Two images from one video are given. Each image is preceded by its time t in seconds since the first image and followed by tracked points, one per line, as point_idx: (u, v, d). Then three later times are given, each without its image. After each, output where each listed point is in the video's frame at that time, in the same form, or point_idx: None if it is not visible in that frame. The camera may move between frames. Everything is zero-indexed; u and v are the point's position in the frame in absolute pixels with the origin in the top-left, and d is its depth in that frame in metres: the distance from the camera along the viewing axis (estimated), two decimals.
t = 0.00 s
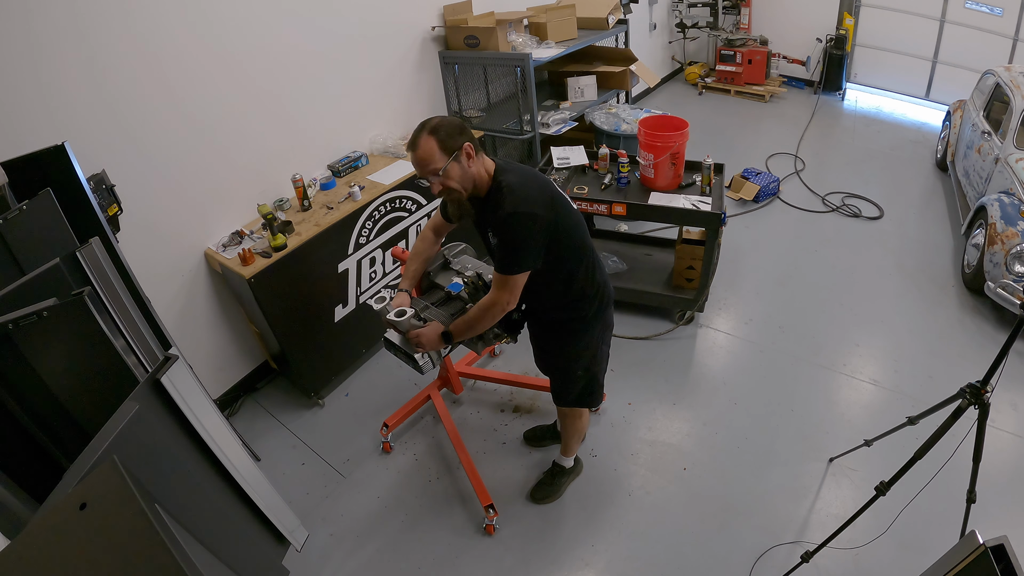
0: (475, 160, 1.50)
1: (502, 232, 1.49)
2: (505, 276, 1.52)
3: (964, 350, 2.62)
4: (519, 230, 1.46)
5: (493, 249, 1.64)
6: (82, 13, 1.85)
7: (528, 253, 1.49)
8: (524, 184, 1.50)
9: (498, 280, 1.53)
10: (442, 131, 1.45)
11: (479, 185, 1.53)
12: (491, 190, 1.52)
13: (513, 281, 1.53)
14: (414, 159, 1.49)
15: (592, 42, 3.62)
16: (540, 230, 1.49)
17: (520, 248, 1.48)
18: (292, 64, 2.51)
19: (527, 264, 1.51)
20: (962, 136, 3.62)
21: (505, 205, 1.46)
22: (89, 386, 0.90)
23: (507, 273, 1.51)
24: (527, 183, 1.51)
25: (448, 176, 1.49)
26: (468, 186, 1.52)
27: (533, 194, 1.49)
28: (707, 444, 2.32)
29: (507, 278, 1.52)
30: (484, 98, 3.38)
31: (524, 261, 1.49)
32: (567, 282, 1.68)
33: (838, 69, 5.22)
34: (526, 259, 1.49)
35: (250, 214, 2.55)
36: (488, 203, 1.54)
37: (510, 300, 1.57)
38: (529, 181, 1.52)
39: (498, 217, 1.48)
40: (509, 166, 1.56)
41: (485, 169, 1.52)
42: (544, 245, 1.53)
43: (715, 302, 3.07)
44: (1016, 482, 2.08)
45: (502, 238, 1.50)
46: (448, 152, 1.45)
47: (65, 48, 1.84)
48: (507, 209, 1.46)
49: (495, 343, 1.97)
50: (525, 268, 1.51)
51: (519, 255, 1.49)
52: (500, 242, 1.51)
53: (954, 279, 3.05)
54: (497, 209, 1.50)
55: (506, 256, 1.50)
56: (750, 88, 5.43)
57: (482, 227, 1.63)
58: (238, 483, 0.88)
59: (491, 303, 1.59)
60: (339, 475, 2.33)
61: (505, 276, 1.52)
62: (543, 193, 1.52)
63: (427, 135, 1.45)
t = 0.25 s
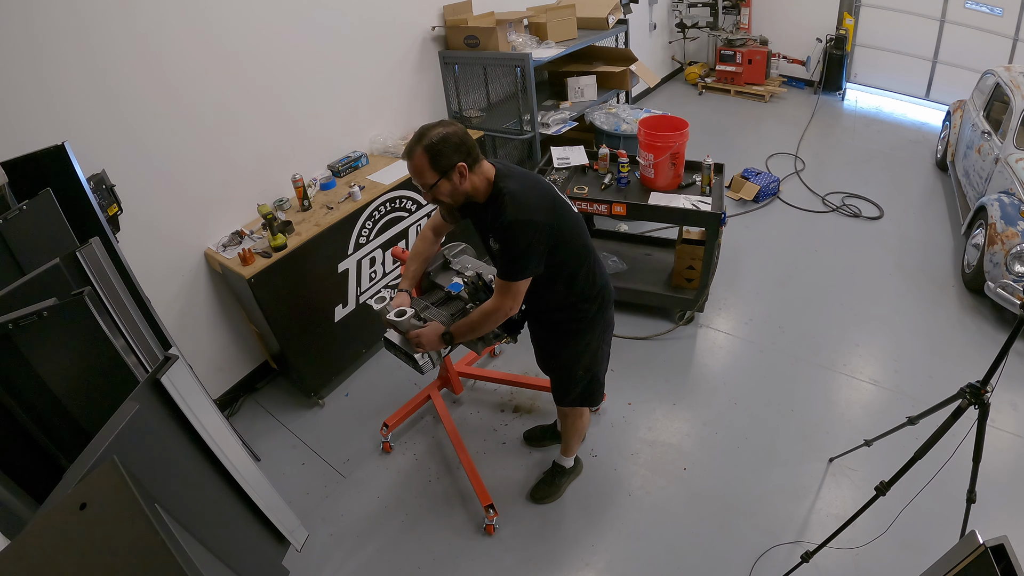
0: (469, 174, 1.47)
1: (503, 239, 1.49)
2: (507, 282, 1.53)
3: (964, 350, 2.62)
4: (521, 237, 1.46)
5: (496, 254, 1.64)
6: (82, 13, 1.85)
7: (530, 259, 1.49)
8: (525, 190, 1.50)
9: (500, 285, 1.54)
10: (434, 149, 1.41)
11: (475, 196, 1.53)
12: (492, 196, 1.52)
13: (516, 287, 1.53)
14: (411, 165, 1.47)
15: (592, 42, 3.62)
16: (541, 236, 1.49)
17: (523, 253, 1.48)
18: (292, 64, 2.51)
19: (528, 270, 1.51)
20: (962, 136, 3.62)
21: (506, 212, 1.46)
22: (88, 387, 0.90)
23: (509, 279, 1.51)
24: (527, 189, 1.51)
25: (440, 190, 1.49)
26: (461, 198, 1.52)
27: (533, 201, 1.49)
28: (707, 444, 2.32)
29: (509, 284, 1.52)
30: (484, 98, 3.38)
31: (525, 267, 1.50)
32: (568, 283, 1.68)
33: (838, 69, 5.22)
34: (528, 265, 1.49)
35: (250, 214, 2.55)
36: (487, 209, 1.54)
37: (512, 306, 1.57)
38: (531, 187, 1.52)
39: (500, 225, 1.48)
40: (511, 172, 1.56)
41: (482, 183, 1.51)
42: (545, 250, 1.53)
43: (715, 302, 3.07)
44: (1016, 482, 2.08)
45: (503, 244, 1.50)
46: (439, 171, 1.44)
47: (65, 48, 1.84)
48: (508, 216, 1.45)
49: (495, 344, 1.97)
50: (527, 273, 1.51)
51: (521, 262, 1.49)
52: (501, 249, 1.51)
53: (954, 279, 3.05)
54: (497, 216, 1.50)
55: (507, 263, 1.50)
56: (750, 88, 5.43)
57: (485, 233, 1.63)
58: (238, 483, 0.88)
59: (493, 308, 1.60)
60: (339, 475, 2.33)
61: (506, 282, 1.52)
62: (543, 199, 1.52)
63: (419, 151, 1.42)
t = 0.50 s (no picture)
0: (472, 176, 1.47)
1: (503, 241, 1.49)
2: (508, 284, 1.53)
3: (964, 351, 2.62)
4: (521, 240, 1.47)
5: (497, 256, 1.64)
6: (82, 14, 1.85)
7: (530, 262, 1.49)
8: (525, 193, 1.50)
9: (501, 287, 1.54)
10: (439, 147, 1.41)
11: (477, 198, 1.53)
12: (493, 198, 1.52)
13: (516, 290, 1.53)
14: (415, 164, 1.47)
15: (592, 42, 3.62)
16: (542, 238, 1.49)
17: (523, 256, 1.48)
18: (292, 64, 2.51)
19: (529, 273, 1.51)
20: (963, 136, 3.62)
21: (506, 215, 1.46)
22: (88, 387, 0.90)
23: (510, 281, 1.51)
24: (528, 191, 1.51)
25: (444, 189, 1.48)
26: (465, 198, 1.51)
27: (534, 204, 1.49)
28: (707, 444, 2.32)
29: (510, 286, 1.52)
30: (484, 98, 3.37)
31: (526, 270, 1.50)
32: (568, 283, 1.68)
33: (838, 69, 5.22)
34: (529, 267, 1.49)
35: (250, 214, 2.55)
36: (488, 211, 1.54)
37: (512, 307, 1.57)
38: (532, 190, 1.52)
39: (501, 227, 1.48)
40: (513, 174, 1.56)
41: (485, 185, 1.51)
42: (546, 253, 1.53)
43: (715, 302, 3.07)
44: (1016, 482, 2.08)
45: (504, 247, 1.50)
46: (442, 171, 1.43)
47: (65, 48, 1.84)
48: (508, 218, 1.46)
49: (495, 344, 1.97)
50: (528, 275, 1.51)
51: (521, 264, 1.49)
52: (502, 251, 1.51)
53: (954, 279, 3.05)
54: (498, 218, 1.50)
55: (508, 265, 1.50)
56: (750, 88, 5.43)
57: (486, 235, 1.63)
58: (238, 483, 0.88)
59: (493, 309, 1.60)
60: (339, 475, 2.33)
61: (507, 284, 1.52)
62: (545, 201, 1.52)
63: (424, 149, 1.42)
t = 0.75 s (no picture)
0: (478, 176, 1.47)
1: (506, 243, 1.50)
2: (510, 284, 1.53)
3: (964, 351, 2.62)
4: (524, 242, 1.47)
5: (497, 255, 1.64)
6: (82, 14, 1.85)
7: (533, 263, 1.49)
8: (529, 194, 1.50)
9: (503, 288, 1.54)
10: (444, 146, 1.40)
11: (480, 198, 1.52)
12: (496, 198, 1.52)
13: (518, 290, 1.54)
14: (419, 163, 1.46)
15: (592, 42, 3.62)
16: (544, 240, 1.49)
17: (523, 256, 1.48)
18: (292, 64, 2.51)
19: (531, 274, 1.52)
20: (963, 136, 3.62)
21: (509, 216, 1.46)
22: (88, 387, 0.90)
23: (512, 283, 1.52)
24: (531, 193, 1.51)
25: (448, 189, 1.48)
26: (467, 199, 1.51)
27: (538, 205, 1.49)
28: (708, 444, 2.32)
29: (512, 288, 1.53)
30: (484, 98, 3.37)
31: (528, 271, 1.50)
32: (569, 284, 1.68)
33: (839, 69, 5.22)
34: (531, 269, 1.50)
35: (250, 214, 2.55)
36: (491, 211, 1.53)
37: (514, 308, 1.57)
38: (535, 191, 1.52)
39: (503, 227, 1.48)
40: (514, 173, 1.55)
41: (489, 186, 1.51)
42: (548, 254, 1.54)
43: (715, 302, 3.07)
44: (1016, 482, 2.08)
45: (506, 248, 1.50)
46: (448, 170, 1.43)
47: (65, 48, 1.84)
48: (511, 221, 1.46)
49: (495, 344, 1.97)
50: (530, 277, 1.52)
51: (524, 265, 1.49)
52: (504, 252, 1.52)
53: (954, 279, 3.05)
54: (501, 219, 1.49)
55: (510, 267, 1.51)
56: (750, 88, 5.43)
57: (487, 234, 1.63)
58: (237, 483, 0.88)
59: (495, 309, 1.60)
60: (339, 475, 2.33)
61: (509, 285, 1.53)
62: (544, 200, 1.52)
63: (431, 148, 1.41)
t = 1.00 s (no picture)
0: (526, 152, 1.49)
1: (554, 225, 1.52)
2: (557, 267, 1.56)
3: (964, 351, 2.62)
4: (574, 226, 1.50)
5: (536, 239, 1.66)
6: (82, 14, 1.85)
7: (579, 248, 1.52)
8: (578, 177, 1.52)
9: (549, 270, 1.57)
10: (497, 119, 1.42)
11: (525, 173, 1.55)
12: (543, 179, 1.53)
13: (565, 274, 1.57)
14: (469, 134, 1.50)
15: (592, 42, 3.62)
16: (591, 225, 1.52)
17: (572, 244, 1.51)
18: (292, 64, 2.51)
19: (577, 258, 1.55)
20: (963, 136, 3.62)
21: (561, 200, 1.49)
22: (88, 388, 0.90)
23: (560, 267, 1.55)
24: (579, 177, 1.53)
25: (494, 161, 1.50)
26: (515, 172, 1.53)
27: (587, 190, 1.52)
28: (708, 444, 2.32)
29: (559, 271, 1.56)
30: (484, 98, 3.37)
31: (575, 255, 1.53)
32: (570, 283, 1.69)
33: (838, 69, 5.22)
34: (577, 253, 1.53)
35: (250, 214, 2.55)
36: (536, 192, 1.56)
37: (558, 291, 1.61)
38: (582, 174, 1.54)
39: (551, 210, 1.51)
40: (560, 154, 1.57)
41: (536, 161, 1.53)
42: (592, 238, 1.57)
43: (715, 302, 3.07)
44: (1017, 482, 2.08)
45: (552, 231, 1.53)
46: (498, 144, 1.45)
47: (65, 49, 1.84)
48: (564, 204, 1.48)
49: (495, 344, 1.98)
50: (577, 262, 1.55)
51: (570, 249, 1.52)
52: (549, 234, 1.54)
53: (954, 279, 3.05)
54: (549, 201, 1.51)
55: (555, 250, 1.54)
56: (750, 88, 5.43)
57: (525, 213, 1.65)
58: (237, 483, 0.88)
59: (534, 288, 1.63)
60: (339, 475, 2.33)
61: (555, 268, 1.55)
62: (595, 192, 1.53)
63: (482, 121, 1.44)
